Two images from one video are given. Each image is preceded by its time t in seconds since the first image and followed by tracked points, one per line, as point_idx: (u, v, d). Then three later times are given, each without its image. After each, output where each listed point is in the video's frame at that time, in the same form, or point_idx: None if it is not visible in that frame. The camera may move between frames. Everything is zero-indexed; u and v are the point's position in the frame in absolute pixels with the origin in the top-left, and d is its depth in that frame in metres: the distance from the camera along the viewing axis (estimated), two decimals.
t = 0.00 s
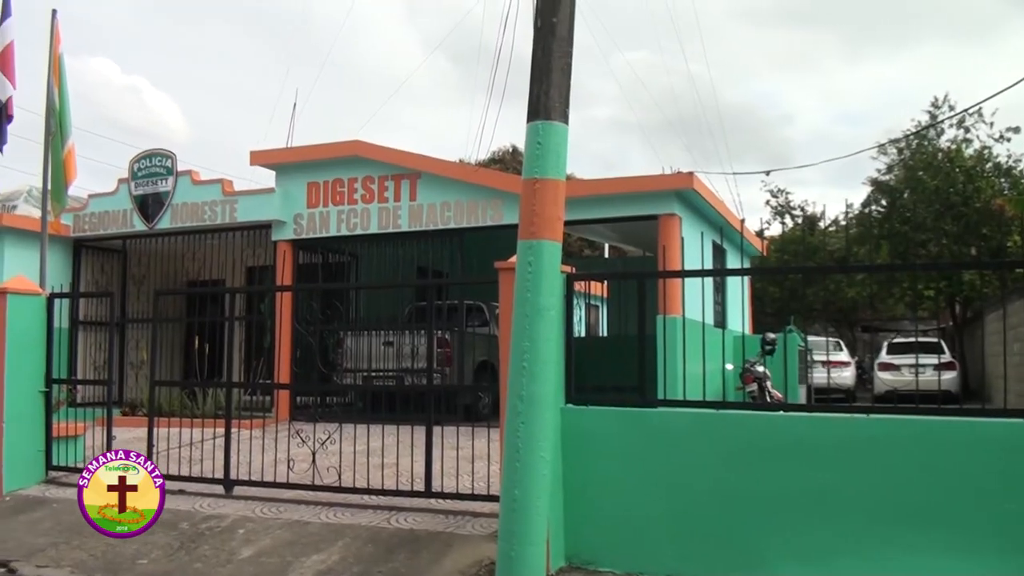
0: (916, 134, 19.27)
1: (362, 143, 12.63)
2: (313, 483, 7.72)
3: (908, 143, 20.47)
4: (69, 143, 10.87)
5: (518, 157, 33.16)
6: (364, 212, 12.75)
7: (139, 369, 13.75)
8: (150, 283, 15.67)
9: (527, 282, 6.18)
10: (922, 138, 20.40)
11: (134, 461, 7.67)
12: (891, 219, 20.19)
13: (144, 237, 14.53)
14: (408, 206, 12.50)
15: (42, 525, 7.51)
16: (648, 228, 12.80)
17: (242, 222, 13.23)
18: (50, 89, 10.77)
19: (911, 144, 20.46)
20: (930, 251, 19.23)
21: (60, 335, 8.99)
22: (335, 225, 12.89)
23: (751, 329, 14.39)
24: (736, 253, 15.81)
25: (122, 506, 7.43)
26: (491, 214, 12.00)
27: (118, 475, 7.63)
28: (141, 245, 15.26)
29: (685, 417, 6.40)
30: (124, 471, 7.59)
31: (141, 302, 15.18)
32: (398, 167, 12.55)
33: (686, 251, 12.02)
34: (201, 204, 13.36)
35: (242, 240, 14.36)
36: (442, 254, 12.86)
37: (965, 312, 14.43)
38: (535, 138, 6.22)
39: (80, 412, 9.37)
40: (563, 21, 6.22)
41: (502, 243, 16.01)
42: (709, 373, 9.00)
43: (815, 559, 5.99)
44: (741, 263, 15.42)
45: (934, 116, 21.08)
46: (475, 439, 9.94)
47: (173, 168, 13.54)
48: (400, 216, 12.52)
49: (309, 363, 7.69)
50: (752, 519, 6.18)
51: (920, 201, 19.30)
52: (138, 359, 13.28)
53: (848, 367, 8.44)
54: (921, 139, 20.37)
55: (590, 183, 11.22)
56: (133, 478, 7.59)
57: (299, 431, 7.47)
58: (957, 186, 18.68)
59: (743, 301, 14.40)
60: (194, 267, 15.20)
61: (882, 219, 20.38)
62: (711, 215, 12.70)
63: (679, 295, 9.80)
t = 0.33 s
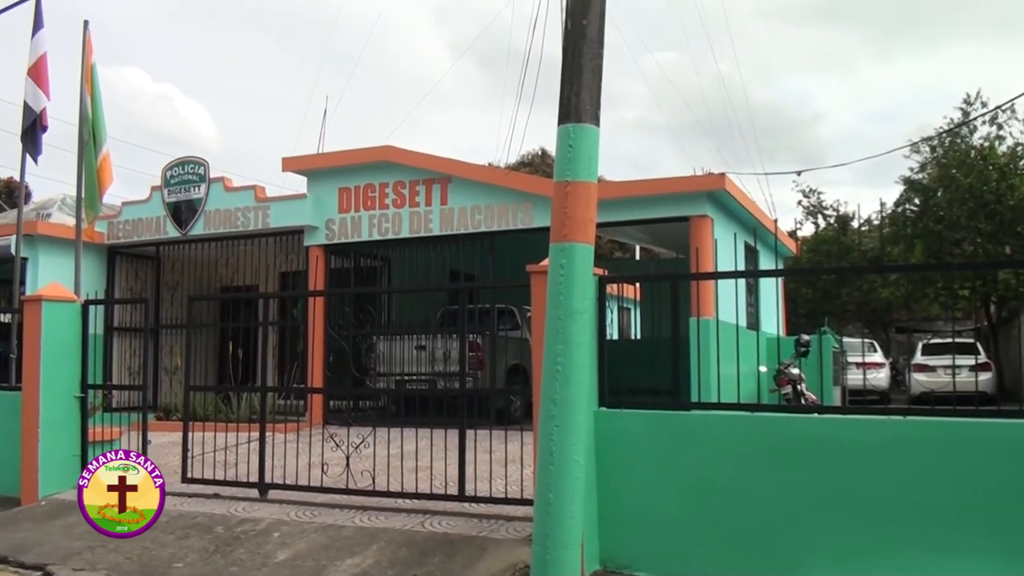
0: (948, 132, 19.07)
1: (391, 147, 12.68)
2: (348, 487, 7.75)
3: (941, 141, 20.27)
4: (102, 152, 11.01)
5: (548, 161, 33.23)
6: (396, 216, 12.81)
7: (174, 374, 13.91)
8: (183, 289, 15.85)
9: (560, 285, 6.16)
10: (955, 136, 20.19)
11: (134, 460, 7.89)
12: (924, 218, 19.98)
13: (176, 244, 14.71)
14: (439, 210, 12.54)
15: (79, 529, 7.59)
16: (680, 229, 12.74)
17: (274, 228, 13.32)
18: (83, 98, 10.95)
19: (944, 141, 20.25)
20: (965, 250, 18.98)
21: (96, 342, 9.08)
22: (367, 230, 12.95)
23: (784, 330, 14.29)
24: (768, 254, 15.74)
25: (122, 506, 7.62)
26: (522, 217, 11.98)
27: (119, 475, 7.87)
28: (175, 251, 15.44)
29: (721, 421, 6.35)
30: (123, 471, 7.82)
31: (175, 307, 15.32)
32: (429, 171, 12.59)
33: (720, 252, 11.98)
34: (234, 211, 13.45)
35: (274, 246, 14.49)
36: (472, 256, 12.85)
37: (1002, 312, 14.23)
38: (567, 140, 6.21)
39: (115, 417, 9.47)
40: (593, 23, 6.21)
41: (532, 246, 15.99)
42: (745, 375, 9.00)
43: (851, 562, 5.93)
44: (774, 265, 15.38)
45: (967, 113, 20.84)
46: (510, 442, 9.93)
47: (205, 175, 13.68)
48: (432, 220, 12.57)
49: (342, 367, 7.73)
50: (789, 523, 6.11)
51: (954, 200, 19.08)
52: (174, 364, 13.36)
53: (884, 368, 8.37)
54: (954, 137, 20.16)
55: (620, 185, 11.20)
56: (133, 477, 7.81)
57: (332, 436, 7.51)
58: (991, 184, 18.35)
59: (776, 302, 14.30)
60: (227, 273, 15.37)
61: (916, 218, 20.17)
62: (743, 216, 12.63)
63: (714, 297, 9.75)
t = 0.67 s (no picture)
0: (985, 130, 18.81)
1: (424, 150, 12.73)
2: (383, 488, 7.79)
3: (977, 139, 20.00)
4: (139, 154, 11.14)
5: (580, 162, 33.25)
6: (430, 218, 12.85)
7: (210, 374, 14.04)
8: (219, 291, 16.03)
9: (595, 286, 6.13)
10: (992, 134, 19.92)
11: (134, 461, 8.14)
12: (962, 218, 19.72)
13: (212, 247, 14.87)
14: (473, 211, 12.57)
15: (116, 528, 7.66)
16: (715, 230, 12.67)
17: (309, 229, 13.41)
18: (120, 101, 11.14)
19: (981, 140, 19.98)
20: (1002, 250, 18.71)
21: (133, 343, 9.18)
22: (401, 231, 13.01)
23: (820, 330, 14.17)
24: (803, 255, 15.63)
25: (121, 506, 7.79)
26: (555, 218, 11.97)
27: (118, 475, 8.10)
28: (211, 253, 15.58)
29: (757, 422, 6.30)
30: (124, 471, 8.08)
31: (211, 309, 15.46)
32: (463, 173, 12.63)
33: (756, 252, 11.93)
34: (269, 213, 13.57)
35: (308, 247, 14.58)
36: (504, 257, 12.88)
37: None
38: (601, 141, 6.19)
39: (152, 417, 9.58)
40: (628, 23, 6.19)
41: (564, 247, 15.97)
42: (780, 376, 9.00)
43: (890, 564, 5.85)
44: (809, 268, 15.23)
45: (1004, 110, 20.55)
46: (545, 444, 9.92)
47: (240, 178, 13.84)
48: (465, 221, 12.61)
49: (376, 368, 7.78)
50: (826, 525, 6.05)
51: (991, 199, 18.82)
52: (211, 365, 13.45)
53: (920, 370, 8.29)
54: (991, 135, 19.89)
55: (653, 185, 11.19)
56: (133, 478, 8.04)
57: (367, 437, 7.56)
58: None
59: (811, 303, 14.19)
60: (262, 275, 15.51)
61: (952, 218, 19.93)
62: (778, 216, 12.57)
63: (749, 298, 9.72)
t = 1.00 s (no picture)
0: None
1: (459, 150, 12.77)
2: (419, 488, 7.83)
3: (1017, 136, 19.68)
4: (176, 155, 11.31)
5: (612, 162, 33.22)
6: (464, 219, 12.89)
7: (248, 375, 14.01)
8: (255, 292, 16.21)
9: (633, 286, 6.08)
10: None
11: (133, 461, 8.48)
12: (1001, 216, 19.42)
13: (249, 249, 15.06)
14: (508, 212, 12.58)
15: (153, 526, 7.73)
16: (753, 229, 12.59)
17: (346, 230, 13.50)
18: (157, 104, 11.34)
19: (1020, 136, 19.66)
20: None
21: (171, 344, 9.33)
22: (436, 232, 13.06)
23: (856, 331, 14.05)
24: (841, 255, 15.49)
25: (121, 506, 7.92)
26: (590, 218, 11.95)
27: (118, 475, 8.33)
28: (248, 254, 15.75)
29: (795, 423, 6.25)
30: (123, 471, 8.36)
31: (248, 309, 15.60)
32: (498, 174, 12.64)
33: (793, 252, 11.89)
34: (305, 215, 13.72)
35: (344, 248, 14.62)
36: (538, 257, 12.90)
37: None
38: (637, 141, 6.13)
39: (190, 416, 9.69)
40: (664, 21, 6.13)
41: (598, 247, 15.94)
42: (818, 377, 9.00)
43: (931, 567, 5.75)
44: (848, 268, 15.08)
45: None
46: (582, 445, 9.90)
47: (277, 180, 14.00)
48: (500, 222, 12.63)
49: (412, 368, 7.83)
50: (865, 527, 5.98)
51: None
52: (248, 365, 13.55)
53: (962, 371, 8.25)
54: None
55: (689, 185, 11.20)
56: (133, 477, 8.34)
57: (404, 437, 7.63)
58: None
59: (848, 303, 14.07)
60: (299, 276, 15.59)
61: (991, 215, 19.62)
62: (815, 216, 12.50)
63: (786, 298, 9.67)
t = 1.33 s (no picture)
0: None
1: (492, 151, 12.80)
2: (454, 489, 7.86)
3: None
4: (209, 159, 11.41)
5: (642, 161, 33.17)
6: (497, 220, 12.91)
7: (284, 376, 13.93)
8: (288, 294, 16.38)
9: (666, 286, 5.96)
10: None
11: (134, 461, 8.49)
12: None
13: (283, 251, 15.25)
14: (540, 213, 12.58)
15: (190, 526, 7.82)
16: (785, 228, 12.54)
17: (378, 233, 13.60)
18: (190, 110, 11.49)
19: None
20: None
21: (207, 347, 9.45)
22: (469, 233, 13.11)
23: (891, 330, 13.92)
24: (877, 254, 15.38)
25: (121, 506, 8.06)
26: (623, 218, 11.92)
27: (118, 475, 8.41)
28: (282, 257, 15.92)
29: (832, 424, 6.17)
30: (124, 471, 8.40)
31: (282, 312, 15.69)
32: (530, 175, 12.65)
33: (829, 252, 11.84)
34: (338, 217, 13.87)
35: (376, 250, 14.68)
36: (570, 258, 12.87)
37: None
38: (671, 140, 6.01)
39: (226, 417, 9.80)
40: (697, 19, 6.00)
41: (629, 246, 15.89)
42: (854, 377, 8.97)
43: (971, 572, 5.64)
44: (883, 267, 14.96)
45: None
46: (617, 445, 9.88)
47: (311, 183, 14.15)
48: (532, 223, 12.63)
49: (446, 369, 7.87)
50: (904, 530, 5.87)
51: None
52: (283, 366, 13.65)
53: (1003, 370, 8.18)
54: None
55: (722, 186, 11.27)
56: (133, 477, 8.39)
57: (439, 438, 7.68)
58: None
59: (883, 303, 13.93)
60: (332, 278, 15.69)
61: None
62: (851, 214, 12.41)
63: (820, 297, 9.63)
